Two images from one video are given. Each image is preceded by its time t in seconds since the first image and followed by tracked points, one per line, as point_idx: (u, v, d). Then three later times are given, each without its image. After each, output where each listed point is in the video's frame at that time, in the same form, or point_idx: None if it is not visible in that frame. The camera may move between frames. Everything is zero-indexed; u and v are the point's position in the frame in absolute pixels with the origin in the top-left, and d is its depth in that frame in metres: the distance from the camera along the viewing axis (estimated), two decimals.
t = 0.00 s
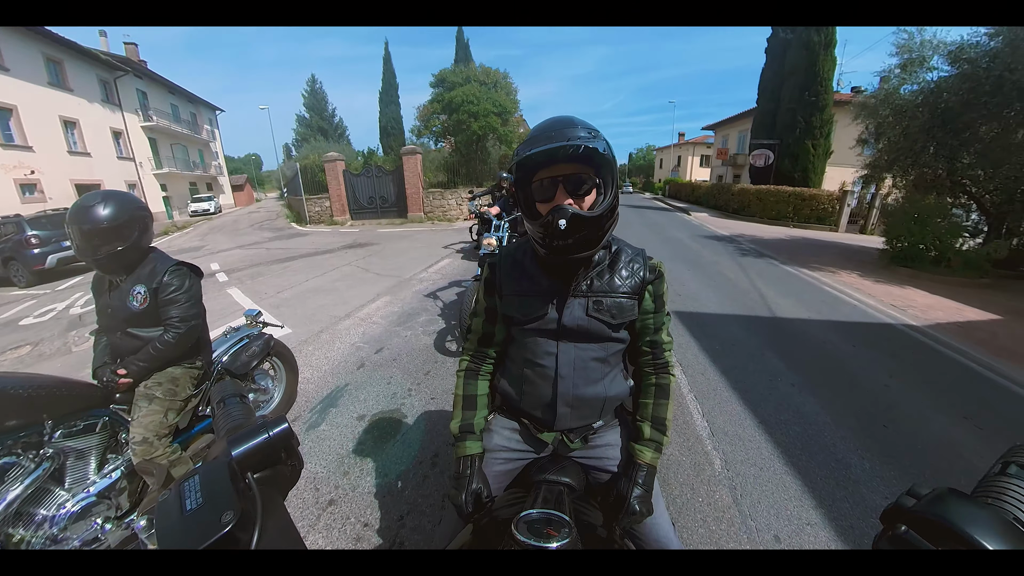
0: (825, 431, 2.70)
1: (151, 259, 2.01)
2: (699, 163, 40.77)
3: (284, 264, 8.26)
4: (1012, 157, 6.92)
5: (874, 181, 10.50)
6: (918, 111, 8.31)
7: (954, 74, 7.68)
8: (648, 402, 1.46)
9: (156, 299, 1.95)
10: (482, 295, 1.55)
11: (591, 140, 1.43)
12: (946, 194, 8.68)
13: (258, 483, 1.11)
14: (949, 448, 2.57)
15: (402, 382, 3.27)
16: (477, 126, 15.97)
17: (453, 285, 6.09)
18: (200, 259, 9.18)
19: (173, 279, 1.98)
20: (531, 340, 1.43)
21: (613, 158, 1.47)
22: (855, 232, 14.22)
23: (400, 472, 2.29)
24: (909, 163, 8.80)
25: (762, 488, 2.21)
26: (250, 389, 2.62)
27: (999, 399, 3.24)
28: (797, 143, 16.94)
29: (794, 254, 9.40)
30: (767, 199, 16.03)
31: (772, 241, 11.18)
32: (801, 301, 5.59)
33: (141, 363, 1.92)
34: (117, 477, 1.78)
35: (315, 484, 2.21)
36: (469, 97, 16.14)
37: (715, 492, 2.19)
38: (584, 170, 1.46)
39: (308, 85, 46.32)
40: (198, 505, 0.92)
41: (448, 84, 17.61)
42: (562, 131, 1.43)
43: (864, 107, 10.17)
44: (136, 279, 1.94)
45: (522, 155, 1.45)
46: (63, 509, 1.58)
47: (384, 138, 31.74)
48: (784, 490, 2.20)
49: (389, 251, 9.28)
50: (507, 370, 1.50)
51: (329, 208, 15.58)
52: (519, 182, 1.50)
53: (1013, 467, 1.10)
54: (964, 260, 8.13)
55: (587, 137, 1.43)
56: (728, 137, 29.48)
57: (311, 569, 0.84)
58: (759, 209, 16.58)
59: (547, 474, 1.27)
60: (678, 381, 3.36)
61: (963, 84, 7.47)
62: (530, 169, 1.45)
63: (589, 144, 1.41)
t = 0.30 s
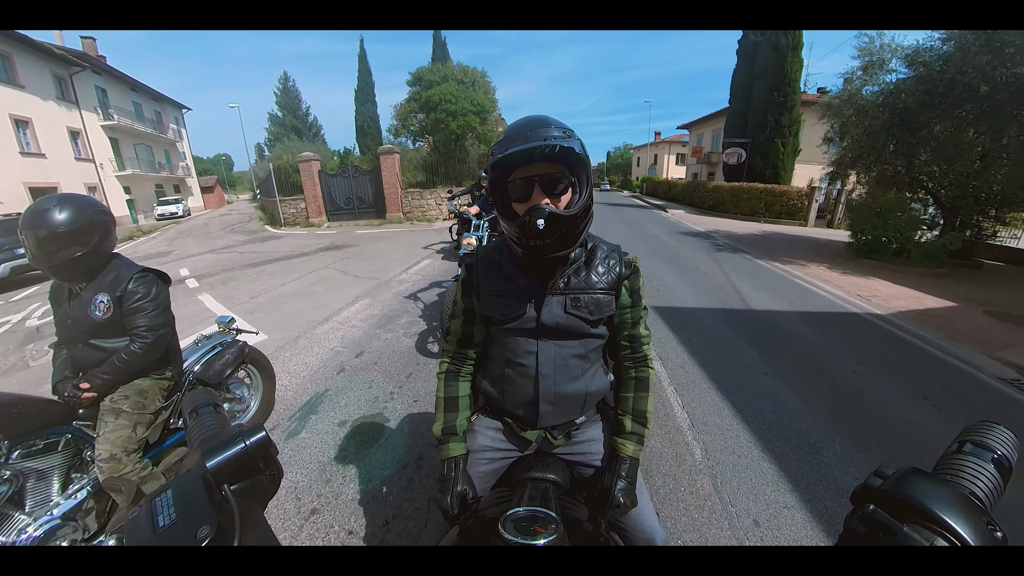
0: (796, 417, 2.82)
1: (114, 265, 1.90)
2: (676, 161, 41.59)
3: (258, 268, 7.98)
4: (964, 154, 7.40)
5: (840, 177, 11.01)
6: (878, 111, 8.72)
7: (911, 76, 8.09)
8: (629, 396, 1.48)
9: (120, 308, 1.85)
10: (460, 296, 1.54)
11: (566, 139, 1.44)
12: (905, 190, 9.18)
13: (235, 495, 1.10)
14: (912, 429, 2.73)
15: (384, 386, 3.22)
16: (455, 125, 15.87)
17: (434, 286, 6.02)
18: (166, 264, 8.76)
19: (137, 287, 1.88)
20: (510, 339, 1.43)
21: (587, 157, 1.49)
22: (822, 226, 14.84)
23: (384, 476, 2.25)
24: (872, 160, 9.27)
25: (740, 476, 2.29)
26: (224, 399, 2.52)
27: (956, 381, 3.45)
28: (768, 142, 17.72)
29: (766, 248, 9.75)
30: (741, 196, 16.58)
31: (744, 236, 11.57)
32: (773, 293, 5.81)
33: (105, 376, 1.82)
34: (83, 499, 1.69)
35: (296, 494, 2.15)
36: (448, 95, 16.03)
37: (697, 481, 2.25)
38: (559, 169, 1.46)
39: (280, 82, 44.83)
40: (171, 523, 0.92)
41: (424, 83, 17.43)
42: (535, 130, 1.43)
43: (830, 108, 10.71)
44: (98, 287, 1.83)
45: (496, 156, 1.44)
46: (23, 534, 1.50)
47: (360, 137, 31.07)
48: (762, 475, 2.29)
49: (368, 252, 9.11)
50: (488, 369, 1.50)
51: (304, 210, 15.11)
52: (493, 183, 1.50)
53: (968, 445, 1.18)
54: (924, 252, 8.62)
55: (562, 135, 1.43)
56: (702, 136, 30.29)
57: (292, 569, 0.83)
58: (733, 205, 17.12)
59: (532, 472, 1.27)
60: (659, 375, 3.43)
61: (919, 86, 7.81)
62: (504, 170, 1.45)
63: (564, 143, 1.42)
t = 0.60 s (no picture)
0: (784, 413, 2.87)
1: (93, 271, 1.84)
2: (663, 162, 42.09)
3: (244, 273, 7.84)
4: (940, 154, 7.71)
5: (823, 177, 11.28)
6: (858, 113, 8.95)
7: (889, 79, 8.35)
8: (619, 395, 1.49)
9: (100, 315, 1.80)
10: (450, 299, 1.53)
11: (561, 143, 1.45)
12: (885, 189, 9.45)
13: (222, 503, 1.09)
14: (894, 422, 2.80)
15: (374, 390, 3.18)
16: (444, 127, 15.84)
17: (424, 289, 5.99)
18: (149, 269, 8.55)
19: (119, 293, 1.83)
20: (500, 343, 1.43)
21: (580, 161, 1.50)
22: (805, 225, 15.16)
23: (375, 482, 2.23)
24: (852, 161, 9.50)
25: (730, 471, 2.32)
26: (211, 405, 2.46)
27: (935, 374, 3.55)
28: (753, 144, 18.03)
29: (752, 247, 9.92)
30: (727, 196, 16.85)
31: (730, 236, 11.76)
32: (759, 292, 5.92)
33: (85, 386, 1.77)
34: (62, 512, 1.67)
35: (284, 501, 2.11)
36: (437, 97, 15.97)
37: (687, 478, 2.27)
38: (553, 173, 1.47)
39: (265, 84, 44.14)
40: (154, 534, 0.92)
41: (412, 84, 17.33)
42: (531, 133, 1.43)
43: (812, 109, 10.97)
44: (76, 294, 1.77)
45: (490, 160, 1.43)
46: None
47: (348, 140, 30.81)
48: (751, 471, 2.33)
49: (357, 255, 9.02)
50: (477, 372, 1.50)
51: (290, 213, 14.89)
52: (486, 186, 1.49)
53: (947, 438, 1.21)
54: (903, 249, 8.87)
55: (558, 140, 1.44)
56: (689, 138, 30.73)
57: None
58: (720, 205, 17.39)
59: (524, 473, 1.27)
60: (649, 373, 3.47)
61: (896, 89, 8.08)
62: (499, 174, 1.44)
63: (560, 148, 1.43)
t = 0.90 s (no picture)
0: (782, 416, 2.87)
1: (88, 277, 1.82)
2: (658, 168, 42.51)
3: (241, 279, 7.79)
4: (930, 158, 7.85)
5: (816, 181, 11.41)
6: (850, 118, 9.09)
7: (879, 85, 8.48)
8: (618, 401, 1.49)
9: (95, 322, 1.78)
10: (448, 302, 1.53)
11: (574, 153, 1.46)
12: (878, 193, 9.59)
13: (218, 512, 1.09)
14: (892, 424, 2.81)
15: (372, 396, 3.16)
16: (441, 133, 15.94)
17: (422, 294, 5.98)
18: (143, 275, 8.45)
19: (113, 299, 1.81)
20: (499, 348, 1.43)
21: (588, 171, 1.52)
22: (800, 229, 15.32)
23: (372, 488, 2.21)
24: (846, 165, 9.62)
25: (729, 476, 2.31)
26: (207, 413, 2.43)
27: (931, 376, 3.58)
28: (747, 149, 18.27)
29: (748, 251, 10.00)
30: (722, 201, 16.99)
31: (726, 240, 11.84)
32: (756, 295, 5.95)
33: (78, 393, 1.75)
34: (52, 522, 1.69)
35: (280, 509, 2.08)
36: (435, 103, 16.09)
37: (686, 482, 2.26)
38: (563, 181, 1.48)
39: (263, 91, 44.24)
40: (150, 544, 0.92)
41: (410, 91, 17.45)
42: (542, 142, 1.43)
43: (804, 115, 11.13)
44: (71, 300, 1.76)
45: (499, 166, 1.42)
46: None
47: (346, 146, 30.92)
48: (750, 474, 2.32)
49: (354, 261, 9.01)
50: (476, 377, 1.49)
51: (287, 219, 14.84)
52: (492, 191, 1.48)
53: (944, 439, 1.22)
54: (897, 252, 8.96)
55: (570, 149, 1.45)
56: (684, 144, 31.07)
57: None
58: (715, 210, 17.52)
59: (522, 480, 1.26)
60: (647, 377, 3.46)
61: (886, 94, 8.22)
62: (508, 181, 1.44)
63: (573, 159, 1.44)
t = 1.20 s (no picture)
0: (781, 420, 2.87)
1: (81, 283, 1.80)
2: (654, 173, 42.86)
3: (236, 285, 7.74)
4: (922, 162, 8.02)
5: (810, 186, 11.54)
6: (842, 123, 9.23)
7: (870, 91, 8.60)
8: (616, 406, 1.49)
9: (88, 329, 1.76)
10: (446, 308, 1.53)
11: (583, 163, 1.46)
12: (871, 197, 9.72)
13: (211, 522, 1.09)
14: (889, 426, 2.82)
15: (369, 403, 3.14)
16: (438, 139, 16.02)
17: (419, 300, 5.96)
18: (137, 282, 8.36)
19: (107, 305, 1.79)
20: (497, 352, 1.42)
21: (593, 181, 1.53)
22: (795, 233, 15.46)
23: (369, 496, 2.18)
24: (839, 169, 9.74)
25: (729, 480, 2.30)
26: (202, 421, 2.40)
27: (926, 377, 3.60)
28: (741, 154, 18.53)
29: (744, 255, 10.05)
30: (717, 205, 17.12)
31: (721, 245, 11.92)
32: (752, 299, 5.98)
33: (70, 401, 1.73)
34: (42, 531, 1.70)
35: (276, 518, 2.05)
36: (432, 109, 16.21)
37: (686, 488, 2.25)
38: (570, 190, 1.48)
39: (260, 97, 44.34)
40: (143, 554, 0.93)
41: (407, 97, 17.55)
42: (553, 152, 1.42)
43: (797, 121, 11.29)
44: (64, 306, 1.74)
45: (509, 173, 1.40)
46: None
47: (343, 152, 30.97)
48: (750, 479, 2.31)
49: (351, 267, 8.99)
50: (474, 383, 1.48)
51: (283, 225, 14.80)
52: (499, 198, 1.46)
53: (943, 440, 1.22)
54: (891, 255, 9.05)
55: (580, 159, 1.45)
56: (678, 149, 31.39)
57: None
58: (710, 215, 17.65)
59: (521, 486, 1.25)
60: (645, 382, 3.47)
61: (877, 100, 8.35)
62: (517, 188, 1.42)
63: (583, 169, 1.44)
